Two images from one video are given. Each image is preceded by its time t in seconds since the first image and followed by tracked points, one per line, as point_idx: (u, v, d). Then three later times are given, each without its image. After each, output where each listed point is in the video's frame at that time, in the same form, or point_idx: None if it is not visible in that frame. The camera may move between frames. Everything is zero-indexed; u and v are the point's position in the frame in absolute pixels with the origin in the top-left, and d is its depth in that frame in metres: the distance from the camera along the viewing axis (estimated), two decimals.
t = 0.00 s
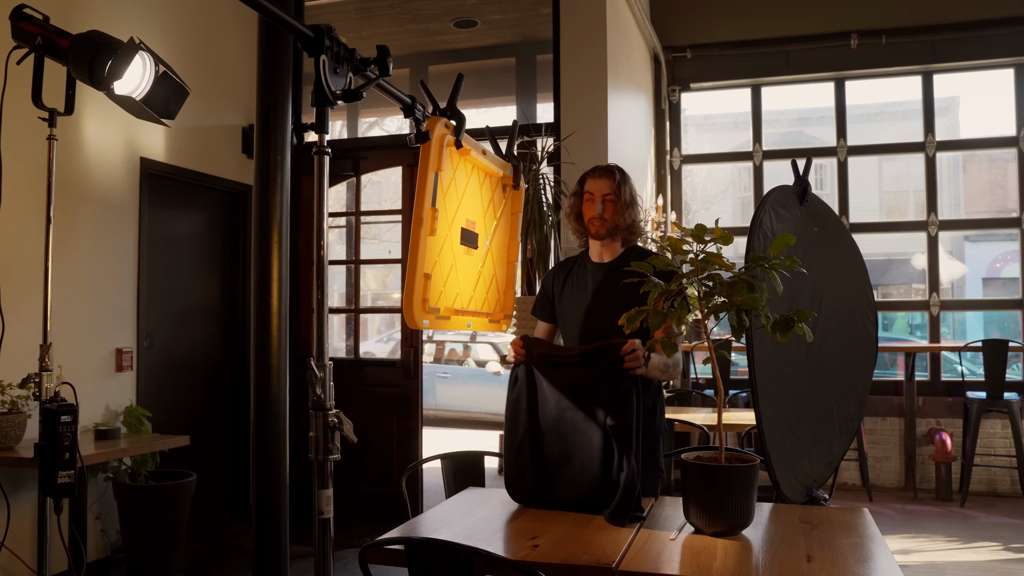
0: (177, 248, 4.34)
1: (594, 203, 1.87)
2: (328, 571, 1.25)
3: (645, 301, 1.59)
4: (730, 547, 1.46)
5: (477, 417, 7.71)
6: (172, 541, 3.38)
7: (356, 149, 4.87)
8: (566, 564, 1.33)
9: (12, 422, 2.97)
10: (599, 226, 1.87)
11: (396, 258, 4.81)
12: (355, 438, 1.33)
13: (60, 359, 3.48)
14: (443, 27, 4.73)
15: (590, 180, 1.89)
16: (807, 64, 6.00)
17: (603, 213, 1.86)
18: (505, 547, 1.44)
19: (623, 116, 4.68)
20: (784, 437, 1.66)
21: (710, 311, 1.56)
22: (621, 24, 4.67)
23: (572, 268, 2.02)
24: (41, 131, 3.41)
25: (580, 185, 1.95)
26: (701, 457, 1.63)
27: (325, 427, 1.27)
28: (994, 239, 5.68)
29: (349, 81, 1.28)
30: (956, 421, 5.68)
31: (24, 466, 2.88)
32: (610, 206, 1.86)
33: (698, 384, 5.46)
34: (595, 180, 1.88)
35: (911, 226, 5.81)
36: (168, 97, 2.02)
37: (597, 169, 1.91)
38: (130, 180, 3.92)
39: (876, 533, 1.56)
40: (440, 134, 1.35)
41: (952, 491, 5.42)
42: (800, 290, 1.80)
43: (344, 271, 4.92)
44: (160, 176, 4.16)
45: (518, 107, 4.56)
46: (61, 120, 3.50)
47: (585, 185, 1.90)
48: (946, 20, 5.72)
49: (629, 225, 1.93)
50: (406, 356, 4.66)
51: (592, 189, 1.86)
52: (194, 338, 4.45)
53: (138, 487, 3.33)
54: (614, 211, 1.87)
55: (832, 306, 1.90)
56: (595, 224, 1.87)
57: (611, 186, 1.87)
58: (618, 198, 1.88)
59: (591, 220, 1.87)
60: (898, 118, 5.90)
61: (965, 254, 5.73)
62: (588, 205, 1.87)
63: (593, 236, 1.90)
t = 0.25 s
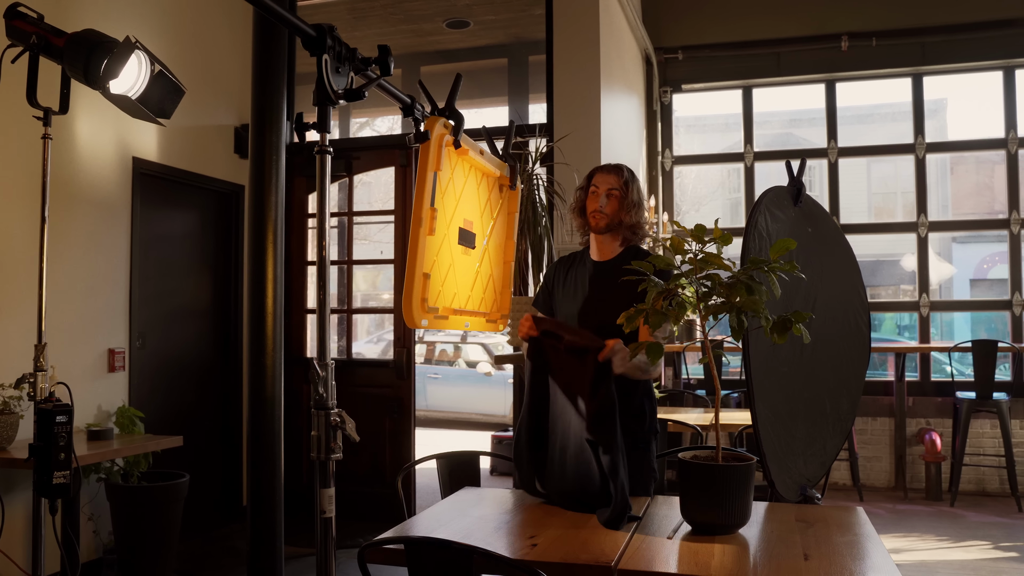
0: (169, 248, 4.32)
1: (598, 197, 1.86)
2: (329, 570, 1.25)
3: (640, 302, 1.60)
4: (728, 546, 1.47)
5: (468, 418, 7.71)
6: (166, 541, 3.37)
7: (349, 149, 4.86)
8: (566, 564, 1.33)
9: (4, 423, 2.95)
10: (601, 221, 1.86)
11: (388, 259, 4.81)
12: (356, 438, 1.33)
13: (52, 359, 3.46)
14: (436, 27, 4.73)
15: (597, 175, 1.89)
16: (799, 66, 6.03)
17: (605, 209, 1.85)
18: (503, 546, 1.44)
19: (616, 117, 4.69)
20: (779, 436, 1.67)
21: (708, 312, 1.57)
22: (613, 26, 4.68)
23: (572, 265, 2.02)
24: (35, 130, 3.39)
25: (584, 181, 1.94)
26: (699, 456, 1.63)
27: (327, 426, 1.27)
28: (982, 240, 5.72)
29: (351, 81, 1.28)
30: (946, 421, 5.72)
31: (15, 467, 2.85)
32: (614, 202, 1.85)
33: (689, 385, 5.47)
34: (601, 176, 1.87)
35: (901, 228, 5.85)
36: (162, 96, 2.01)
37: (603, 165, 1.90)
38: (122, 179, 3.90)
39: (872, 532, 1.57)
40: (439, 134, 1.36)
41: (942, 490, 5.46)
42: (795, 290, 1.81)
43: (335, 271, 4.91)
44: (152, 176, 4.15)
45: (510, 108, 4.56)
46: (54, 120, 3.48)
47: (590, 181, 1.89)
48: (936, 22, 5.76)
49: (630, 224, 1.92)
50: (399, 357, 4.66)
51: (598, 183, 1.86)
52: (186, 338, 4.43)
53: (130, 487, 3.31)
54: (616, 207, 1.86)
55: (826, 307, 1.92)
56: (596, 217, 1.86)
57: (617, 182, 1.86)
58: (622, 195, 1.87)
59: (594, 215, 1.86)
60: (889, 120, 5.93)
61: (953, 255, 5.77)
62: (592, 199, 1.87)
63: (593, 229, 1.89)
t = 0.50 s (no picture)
0: (160, 248, 4.29)
1: (604, 198, 1.88)
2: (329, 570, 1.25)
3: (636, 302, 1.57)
4: (723, 545, 1.48)
5: (458, 418, 7.71)
6: (157, 543, 3.35)
7: (340, 150, 4.85)
8: (563, 563, 1.34)
9: None
10: (606, 221, 1.88)
11: (378, 259, 4.80)
12: (355, 437, 1.33)
13: (42, 360, 3.44)
14: (426, 28, 4.72)
15: (604, 175, 1.90)
16: (787, 68, 6.07)
17: (611, 210, 1.87)
18: (500, 546, 1.44)
19: (606, 118, 4.71)
20: (771, 436, 1.69)
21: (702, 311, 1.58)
22: (604, 28, 4.70)
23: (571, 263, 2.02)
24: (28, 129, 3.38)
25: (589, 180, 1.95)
26: (693, 455, 1.64)
27: (326, 426, 1.27)
28: (968, 242, 5.78)
29: (350, 81, 1.28)
30: (933, 421, 5.77)
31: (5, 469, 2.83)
32: (619, 203, 1.88)
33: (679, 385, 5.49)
34: (607, 176, 1.88)
35: (889, 229, 5.90)
36: (155, 96, 2.05)
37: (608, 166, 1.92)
38: (112, 180, 3.88)
39: (863, 530, 1.59)
40: (435, 135, 1.37)
41: (929, 489, 5.50)
42: (787, 290, 1.82)
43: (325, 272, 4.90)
44: (142, 176, 4.12)
45: (501, 109, 4.57)
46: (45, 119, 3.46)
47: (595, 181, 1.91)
48: (924, 25, 5.81)
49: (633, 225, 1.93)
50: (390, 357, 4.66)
51: (604, 182, 1.87)
52: (177, 339, 4.41)
53: (121, 489, 3.29)
54: (622, 208, 1.89)
55: (818, 307, 1.93)
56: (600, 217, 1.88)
57: (624, 183, 1.87)
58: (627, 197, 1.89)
59: (598, 215, 1.88)
60: (876, 122, 5.99)
61: (939, 256, 5.82)
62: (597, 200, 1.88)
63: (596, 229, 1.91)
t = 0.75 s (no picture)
0: (149, 248, 4.27)
1: (606, 197, 1.93)
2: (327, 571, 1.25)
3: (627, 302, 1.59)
4: (715, 543, 1.49)
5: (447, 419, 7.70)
6: (145, 544, 3.33)
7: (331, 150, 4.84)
8: (558, 562, 1.35)
9: None
10: (605, 220, 1.92)
11: (367, 260, 4.79)
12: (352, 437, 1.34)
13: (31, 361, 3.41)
14: (416, 29, 4.73)
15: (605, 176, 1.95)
16: (775, 70, 6.11)
17: (612, 210, 1.92)
18: (493, 545, 1.45)
19: (596, 119, 4.72)
20: (762, 435, 1.70)
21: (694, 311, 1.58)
22: (593, 29, 4.72)
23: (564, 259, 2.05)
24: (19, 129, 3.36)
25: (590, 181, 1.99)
26: (685, 454, 1.65)
27: (323, 425, 1.27)
28: (953, 243, 5.84)
29: (347, 82, 1.29)
30: (920, 420, 5.82)
31: None
32: (620, 203, 1.92)
33: (668, 385, 5.51)
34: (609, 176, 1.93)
35: (876, 230, 5.94)
36: (147, 95, 2.05)
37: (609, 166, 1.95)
38: (101, 179, 3.86)
39: (853, 528, 1.60)
40: (430, 136, 1.36)
41: (916, 489, 5.55)
42: (778, 291, 1.84)
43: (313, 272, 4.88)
44: (132, 176, 4.10)
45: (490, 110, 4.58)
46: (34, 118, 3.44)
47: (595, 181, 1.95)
48: (911, 28, 5.85)
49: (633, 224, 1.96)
50: (380, 358, 4.66)
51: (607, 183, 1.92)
52: (166, 339, 4.39)
53: (111, 491, 3.28)
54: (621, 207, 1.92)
55: (807, 307, 1.95)
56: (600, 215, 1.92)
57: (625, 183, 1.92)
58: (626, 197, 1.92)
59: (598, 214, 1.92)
60: (863, 124, 6.04)
61: (925, 257, 5.88)
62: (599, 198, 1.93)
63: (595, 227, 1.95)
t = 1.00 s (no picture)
0: (139, 249, 4.25)
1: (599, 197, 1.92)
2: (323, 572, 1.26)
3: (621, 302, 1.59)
4: (708, 542, 1.50)
5: (438, 420, 7.70)
6: (136, 546, 3.31)
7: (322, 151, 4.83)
8: (552, 562, 1.35)
9: None
10: (598, 220, 1.91)
11: (358, 260, 4.78)
12: (348, 437, 1.34)
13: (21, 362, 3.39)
14: (407, 29, 4.71)
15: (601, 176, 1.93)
16: (765, 71, 6.14)
17: (606, 210, 1.91)
18: (487, 545, 1.45)
19: (587, 120, 4.73)
20: (754, 436, 1.71)
21: (688, 311, 1.58)
22: (585, 30, 4.72)
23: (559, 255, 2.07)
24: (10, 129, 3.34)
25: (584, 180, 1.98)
26: (678, 454, 1.66)
27: (319, 426, 1.27)
28: (941, 244, 5.88)
29: (343, 83, 1.29)
30: (908, 421, 5.87)
31: None
32: (614, 202, 1.92)
33: (659, 386, 5.53)
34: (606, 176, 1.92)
35: (865, 231, 5.98)
36: (140, 96, 2.05)
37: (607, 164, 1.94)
38: (91, 179, 3.83)
39: (845, 528, 1.61)
40: (424, 137, 1.36)
41: (905, 488, 5.59)
42: (769, 292, 1.85)
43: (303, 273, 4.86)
44: (122, 176, 4.08)
45: (481, 111, 4.58)
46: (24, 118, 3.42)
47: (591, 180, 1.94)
48: (900, 30, 5.89)
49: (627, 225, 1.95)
50: (371, 358, 4.66)
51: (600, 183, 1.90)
52: (156, 340, 4.36)
53: (101, 493, 3.25)
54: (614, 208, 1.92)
55: (798, 308, 1.96)
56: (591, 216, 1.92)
57: (620, 182, 1.91)
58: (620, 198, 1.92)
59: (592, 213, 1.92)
60: (853, 125, 6.07)
61: (912, 258, 5.92)
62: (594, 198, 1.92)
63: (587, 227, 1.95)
